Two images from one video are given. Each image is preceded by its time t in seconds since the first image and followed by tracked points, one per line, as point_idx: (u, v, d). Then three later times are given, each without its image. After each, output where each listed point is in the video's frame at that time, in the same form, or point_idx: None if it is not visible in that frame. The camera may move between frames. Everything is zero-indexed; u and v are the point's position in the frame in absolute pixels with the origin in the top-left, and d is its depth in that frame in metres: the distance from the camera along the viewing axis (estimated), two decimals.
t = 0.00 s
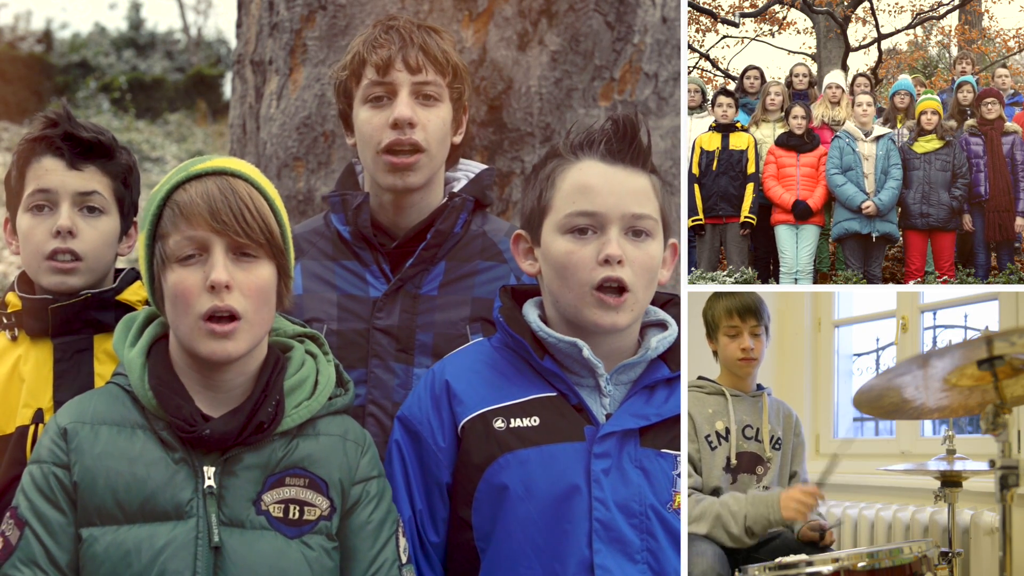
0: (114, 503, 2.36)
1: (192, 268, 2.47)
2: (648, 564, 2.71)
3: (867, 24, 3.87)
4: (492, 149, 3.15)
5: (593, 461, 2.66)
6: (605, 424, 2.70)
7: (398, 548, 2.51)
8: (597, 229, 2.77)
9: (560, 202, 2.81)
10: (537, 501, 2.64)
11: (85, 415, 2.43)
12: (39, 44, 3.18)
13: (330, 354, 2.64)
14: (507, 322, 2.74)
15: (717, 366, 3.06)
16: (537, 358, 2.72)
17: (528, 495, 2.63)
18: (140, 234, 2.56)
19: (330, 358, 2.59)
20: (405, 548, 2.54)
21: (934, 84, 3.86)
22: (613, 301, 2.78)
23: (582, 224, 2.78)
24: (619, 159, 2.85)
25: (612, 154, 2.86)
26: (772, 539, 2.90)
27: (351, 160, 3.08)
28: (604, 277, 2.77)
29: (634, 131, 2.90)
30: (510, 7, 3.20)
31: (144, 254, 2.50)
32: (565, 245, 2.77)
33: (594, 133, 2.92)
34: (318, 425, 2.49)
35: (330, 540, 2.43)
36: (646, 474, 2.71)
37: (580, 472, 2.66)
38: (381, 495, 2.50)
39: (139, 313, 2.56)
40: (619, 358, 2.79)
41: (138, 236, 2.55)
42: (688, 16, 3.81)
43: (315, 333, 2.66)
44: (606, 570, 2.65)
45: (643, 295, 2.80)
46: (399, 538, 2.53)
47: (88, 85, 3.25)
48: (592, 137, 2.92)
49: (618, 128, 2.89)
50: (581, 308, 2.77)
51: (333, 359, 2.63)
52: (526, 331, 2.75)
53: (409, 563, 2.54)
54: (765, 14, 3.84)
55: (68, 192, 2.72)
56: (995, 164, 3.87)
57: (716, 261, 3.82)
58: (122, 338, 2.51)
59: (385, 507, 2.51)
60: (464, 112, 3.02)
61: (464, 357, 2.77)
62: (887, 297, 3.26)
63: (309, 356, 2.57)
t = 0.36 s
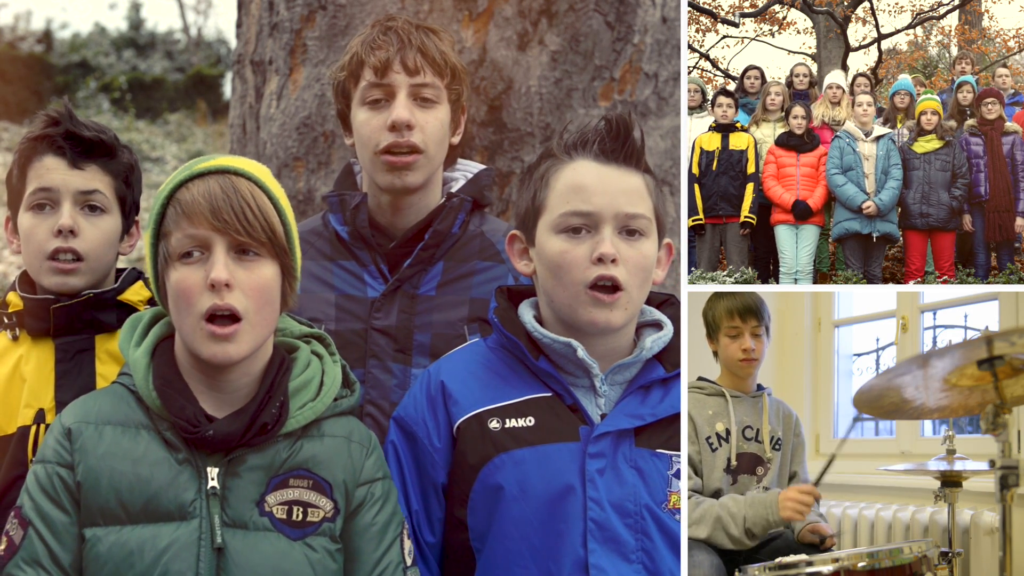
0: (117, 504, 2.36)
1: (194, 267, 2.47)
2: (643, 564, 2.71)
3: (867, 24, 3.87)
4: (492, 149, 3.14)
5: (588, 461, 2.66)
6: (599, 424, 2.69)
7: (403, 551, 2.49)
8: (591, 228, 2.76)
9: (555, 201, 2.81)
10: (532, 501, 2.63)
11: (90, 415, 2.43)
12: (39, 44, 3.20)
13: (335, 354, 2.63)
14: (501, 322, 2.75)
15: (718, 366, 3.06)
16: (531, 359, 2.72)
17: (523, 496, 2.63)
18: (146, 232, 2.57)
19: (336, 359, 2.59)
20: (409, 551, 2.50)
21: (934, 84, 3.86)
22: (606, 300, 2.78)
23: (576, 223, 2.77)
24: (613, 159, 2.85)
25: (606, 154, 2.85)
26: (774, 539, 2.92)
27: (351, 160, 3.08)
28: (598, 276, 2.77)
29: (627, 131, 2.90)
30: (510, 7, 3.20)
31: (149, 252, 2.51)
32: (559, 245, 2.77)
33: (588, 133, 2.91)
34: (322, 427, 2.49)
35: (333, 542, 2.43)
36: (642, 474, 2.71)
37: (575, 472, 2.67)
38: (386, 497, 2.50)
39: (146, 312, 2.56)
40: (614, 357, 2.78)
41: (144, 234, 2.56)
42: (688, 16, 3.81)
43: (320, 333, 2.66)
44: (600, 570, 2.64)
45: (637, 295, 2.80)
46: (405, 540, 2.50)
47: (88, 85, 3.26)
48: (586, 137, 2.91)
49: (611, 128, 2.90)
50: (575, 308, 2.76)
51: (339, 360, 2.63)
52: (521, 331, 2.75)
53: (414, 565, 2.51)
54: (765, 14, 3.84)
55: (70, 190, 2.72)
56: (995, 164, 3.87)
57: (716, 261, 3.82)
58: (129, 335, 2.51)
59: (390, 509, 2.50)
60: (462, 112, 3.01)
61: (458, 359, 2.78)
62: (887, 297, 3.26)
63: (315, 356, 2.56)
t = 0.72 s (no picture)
0: (125, 505, 2.35)
1: (203, 268, 2.47)
2: (641, 563, 2.71)
3: (867, 24, 3.89)
4: (492, 149, 3.15)
5: (585, 461, 2.66)
6: (596, 424, 2.69)
7: (410, 552, 2.50)
8: (588, 227, 2.76)
9: (552, 200, 2.80)
10: (529, 502, 2.63)
11: (98, 415, 2.42)
12: (39, 44, 3.20)
13: (344, 355, 2.64)
14: (497, 322, 2.75)
15: (722, 366, 3.06)
16: (527, 359, 2.71)
17: (520, 496, 2.63)
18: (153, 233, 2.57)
19: (344, 360, 2.60)
20: (415, 552, 2.53)
21: (934, 84, 3.86)
22: (602, 296, 2.75)
23: (572, 222, 2.76)
24: (608, 158, 2.85)
25: (601, 153, 2.86)
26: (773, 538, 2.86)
27: (351, 160, 3.08)
28: (594, 275, 2.74)
29: (623, 130, 2.90)
30: (510, 7, 3.20)
31: (157, 252, 2.51)
32: (555, 244, 2.76)
33: (583, 133, 2.92)
34: (330, 428, 2.49)
35: (341, 543, 2.42)
36: (638, 474, 2.71)
37: (572, 472, 2.66)
38: (393, 499, 2.51)
39: (153, 313, 2.57)
40: (608, 359, 2.78)
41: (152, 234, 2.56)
42: (688, 16, 3.81)
43: (328, 335, 2.67)
44: (598, 570, 2.64)
45: (634, 293, 2.78)
46: (411, 542, 2.52)
47: (88, 85, 3.30)
48: (581, 136, 2.91)
49: (607, 127, 2.90)
50: (570, 304, 2.75)
51: (347, 361, 2.63)
52: (518, 331, 2.74)
53: (420, 566, 2.53)
54: (765, 15, 3.86)
55: (73, 191, 2.72)
56: (995, 164, 3.87)
57: (716, 261, 3.82)
58: (135, 339, 2.50)
59: (396, 510, 2.51)
60: (461, 112, 3.02)
61: (455, 358, 2.78)
62: (886, 297, 3.27)
63: (323, 358, 2.57)
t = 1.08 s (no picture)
0: (130, 506, 2.34)
1: (211, 267, 2.46)
2: (642, 564, 2.70)
3: (867, 24, 3.90)
4: (492, 149, 3.15)
5: (586, 463, 2.65)
6: (598, 425, 2.70)
7: (410, 552, 2.51)
8: (588, 229, 2.75)
9: (550, 202, 2.80)
10: (530, 503, 2.63)
11: (100, 416, 2.40)
12: (39, 44, 3.20)
13: (341, 356, 2.64)
14: (499, 324, 2.75)
15: (719, 365, 3.05)
16: (529, 360, 2.71)
17: (522, 498, 2.63)
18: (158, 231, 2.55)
19: (341, 361, 2.60)
20: (415, 552, 2.54)
21: (934, 84, 3.87)
22: (603, 293, 2.73)
23: (572, 224, 2.76)
24: (609, 159, 2.85)
25: (601, 154, 2.86)
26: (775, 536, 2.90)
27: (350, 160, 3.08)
28: (594, 276, 2.73)
29: (622, 132, 2.90)
30: (510, 7, 3.19)
31: (162, 250, 2.50)
32: (555, 246, 2.76)
33: (583, 134, 2.91)
34: (332, 428, 2.49)
35: (344, 543, 2.42)
36: (639, 475, 2.70)
37: (573, 474, 2.66)
38: (394, 499, 2.50)
39: (152, 313, 2.56)
40: (611, 357, 2.78)
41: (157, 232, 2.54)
42: (688, 16, 3.84)
43: (326, 336, 2.67)
44: (599, 571, 2.64)
45: (635, 292, 2.76)
46: (411, 542, 2.53)
47: (88, 84, 3.35)
48: (582, 137, 2.91)
49: (606, 128, 2.90)
50: (569, 303, 2.74)
51: (344, 362, 2.64)
52: (519, 332, 2.75)
53: (421, 566, 2.54)
54: (765, 15, 3.87)
55: (73, 191, 2.72)
56: (995, 165, 3.86)
57: (716, 261, 3.83)
58: (135, 338, 2.50)
59: (398, 511, 2.51)
60: (461, 113, 3.02)
61: (456, 357, 2.78)
62: (887, 297, 3.28)
63: (322, 359, 2.57)
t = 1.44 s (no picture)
0: (119, 504, 2.35)
1: (200, 263, 2.46)
2: (643, 564, 2.71)
3: (866, 24, 3.87)
4: (492, 149, 3.14)
5: (589, 462, 2.66)
6: (601, 424, 2.70)
7: (401, 549, 2.49)
8: (590, 230, 2.76)
9: (554, 202, 2.81)
10: (532, 502, 2.63)
11: (89, 415, 2.41)
12: (39, 44, 3.21)
13: (331, 354, 2.64)
14: (503, 325, 2.75)
15: (716, 365, 3.06)
16: (532, 359, 2.72)
17: (523, 497, 2.63)
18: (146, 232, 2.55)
19: (331, 358, 2.60)
20: (406, 549, 2.51)
21: (934, 84, 3.86)
22: (605, 300, 2.77)
23: (575, 225, 2.76)
24: (613, 160, 2.84)
25: (606, 156, 2.85)
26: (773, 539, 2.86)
27: (348, 160, 3.07)
28: (596, 278, 2.76)
29: (627, 134, 2.89)
30: (510, 7, 3.19)
31: (151, 250, 2.50)
32: (558, 246, 2.76)
33: (588, 134, 2.91)
34: (321, 426, 2.49)
35: (334, 540, 2.42)
36: (642, 475, 2.71)
37: (575, 473, 2.67)
38: (383, 496, 2.50)
39: (142, 313, 2.55)
40: (613, 358, 2.78)
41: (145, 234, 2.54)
42: (688, 16, 3.81)
43: (315, 333, 2.65)
44: (601, 571, 2.64)
45: (637, 295, 2.79)
46: (402, 538, 2.51)
47: (89, 85, 3.26)
48: (586, 137, 2.90)
49: (611, 129, 2.88)
50: (572, 308, 2.76)
51: (334, 360, 2.63)
52: (520, 331, 2.75)
53: (412, 563, 2.51)
54: (765, 15, 3.85)
55: (68, 193, 2.72)
56: (995, 165, 3.87)
57: (716, 261, 3.82)
58: (124, 337, 2.50)
59: (387, 507, 2.50)
60: (459, 112, 3.02)
61: (458, 358, 2.77)
62: (887, 297, 3.27)
63: (311, 356, 2.57)
